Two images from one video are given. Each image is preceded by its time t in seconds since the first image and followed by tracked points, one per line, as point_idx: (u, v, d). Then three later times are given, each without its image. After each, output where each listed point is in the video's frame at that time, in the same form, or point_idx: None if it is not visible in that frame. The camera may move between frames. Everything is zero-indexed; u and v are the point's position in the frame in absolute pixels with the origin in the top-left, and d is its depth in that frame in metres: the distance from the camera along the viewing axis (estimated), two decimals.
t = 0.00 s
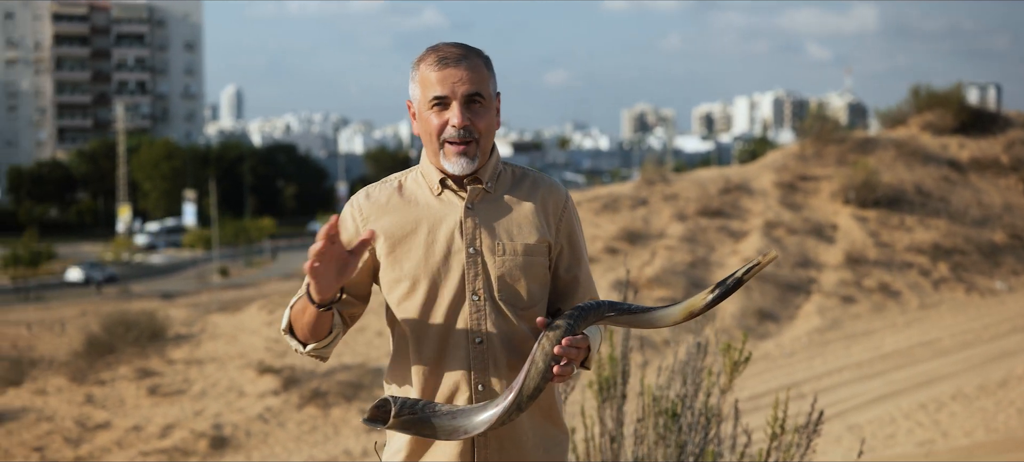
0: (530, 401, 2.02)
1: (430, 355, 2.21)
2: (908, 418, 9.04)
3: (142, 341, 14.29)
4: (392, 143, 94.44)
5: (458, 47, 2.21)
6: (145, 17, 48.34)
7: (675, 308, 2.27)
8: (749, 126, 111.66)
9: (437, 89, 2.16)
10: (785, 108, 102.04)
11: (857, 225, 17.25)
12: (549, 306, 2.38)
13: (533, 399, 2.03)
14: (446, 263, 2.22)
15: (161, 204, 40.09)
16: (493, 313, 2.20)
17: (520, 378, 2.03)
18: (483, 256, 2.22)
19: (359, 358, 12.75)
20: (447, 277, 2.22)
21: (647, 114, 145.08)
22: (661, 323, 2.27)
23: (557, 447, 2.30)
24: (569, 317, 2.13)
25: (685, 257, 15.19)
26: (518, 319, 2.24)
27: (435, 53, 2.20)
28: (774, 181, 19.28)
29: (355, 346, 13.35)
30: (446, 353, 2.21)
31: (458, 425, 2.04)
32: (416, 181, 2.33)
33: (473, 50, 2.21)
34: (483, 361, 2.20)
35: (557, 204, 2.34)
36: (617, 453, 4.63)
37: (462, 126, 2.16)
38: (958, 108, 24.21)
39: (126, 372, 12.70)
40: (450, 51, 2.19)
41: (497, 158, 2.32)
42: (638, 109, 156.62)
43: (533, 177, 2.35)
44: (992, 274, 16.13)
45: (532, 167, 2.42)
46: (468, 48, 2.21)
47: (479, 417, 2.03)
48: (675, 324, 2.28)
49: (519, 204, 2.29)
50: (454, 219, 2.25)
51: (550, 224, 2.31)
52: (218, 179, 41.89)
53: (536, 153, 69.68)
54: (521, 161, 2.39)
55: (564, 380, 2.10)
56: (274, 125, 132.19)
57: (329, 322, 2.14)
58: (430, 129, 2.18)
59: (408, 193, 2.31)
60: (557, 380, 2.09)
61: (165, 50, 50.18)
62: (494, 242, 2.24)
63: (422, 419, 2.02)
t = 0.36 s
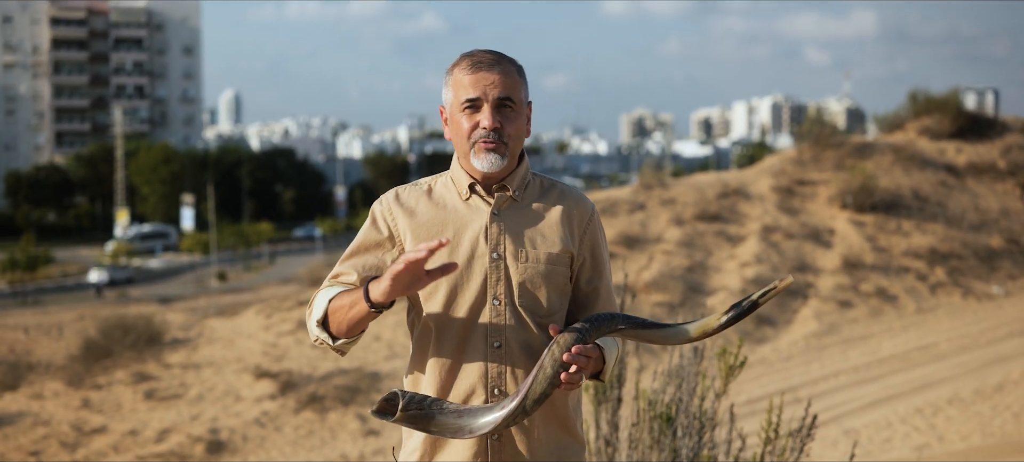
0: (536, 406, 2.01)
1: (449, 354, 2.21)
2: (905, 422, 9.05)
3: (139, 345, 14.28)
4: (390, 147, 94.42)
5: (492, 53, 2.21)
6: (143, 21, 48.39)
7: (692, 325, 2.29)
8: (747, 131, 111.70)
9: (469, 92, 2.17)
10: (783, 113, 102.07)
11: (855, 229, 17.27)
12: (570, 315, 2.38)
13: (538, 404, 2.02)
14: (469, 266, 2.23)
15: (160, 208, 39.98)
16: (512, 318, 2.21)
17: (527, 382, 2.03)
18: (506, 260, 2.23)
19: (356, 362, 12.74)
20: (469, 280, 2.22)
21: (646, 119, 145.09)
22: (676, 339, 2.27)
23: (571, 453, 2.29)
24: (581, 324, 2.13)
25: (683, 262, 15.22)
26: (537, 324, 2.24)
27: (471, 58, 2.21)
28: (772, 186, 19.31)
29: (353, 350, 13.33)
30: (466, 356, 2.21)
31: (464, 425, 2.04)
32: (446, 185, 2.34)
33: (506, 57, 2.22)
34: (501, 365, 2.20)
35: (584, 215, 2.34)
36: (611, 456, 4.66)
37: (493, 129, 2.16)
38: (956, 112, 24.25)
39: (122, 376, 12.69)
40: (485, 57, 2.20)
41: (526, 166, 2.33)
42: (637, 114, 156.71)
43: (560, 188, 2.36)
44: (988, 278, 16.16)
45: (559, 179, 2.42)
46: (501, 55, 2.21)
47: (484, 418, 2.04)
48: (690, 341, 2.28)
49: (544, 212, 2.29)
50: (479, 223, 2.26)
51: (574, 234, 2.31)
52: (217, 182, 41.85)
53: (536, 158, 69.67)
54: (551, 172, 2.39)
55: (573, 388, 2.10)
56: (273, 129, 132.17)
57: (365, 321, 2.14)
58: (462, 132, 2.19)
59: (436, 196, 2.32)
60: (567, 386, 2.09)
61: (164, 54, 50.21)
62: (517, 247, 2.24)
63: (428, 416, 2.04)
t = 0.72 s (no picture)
0: (529, 398, 2.02)
1: (442, 348, 2.22)
2: (897, 421, 9.09)
3: (132, 345, 14.24)
4: (384, 148, 94.32)
5: (488, 49, 2.23)
6: (136, 21, 48.29)
7: (688, 320, 2.29)
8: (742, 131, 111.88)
9: (466, 85, 2.18)
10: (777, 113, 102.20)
11: (847, 230, 17.32)
12: (565, 310, 2.39)
13: (532, 396, 2.03)
14: (465, 259, 2.24)
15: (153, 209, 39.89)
16: (507, 312, 2.23)
17: (520, 375, 2.03)
18: (500, 256, 2.25)
19: (349, 362, 12.74)
20: (464, 274, 2.24)
21: (640, 120, 145.20)
22: (670, 336, 2.27)
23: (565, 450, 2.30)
24: (576, 320, 2.14)
25: (676, 262, 15.25)
26: (531, 318, 2.26)
27: (468, 53, 2.23)
28: (765, 186, 19.36)
29: (346, 351, 13.33)
30: (459, 350, 2.23)
31: (456, 418, 2.05)
32: (442, 182, 2.36)
33: (502, 53, 2.23)
34: (496, 356, 2.21)
35: (578, 213, 2.35)
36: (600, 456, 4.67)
37: (489, 121, 2.17)
38: (948, 113, 24.34)
39: (115, 377, 12.66)
40: (482, 52, 2.22)
41: (522, 162, 2.35)
42: (631, 115, 157.05)
43: (555, 185, 2.38)
44: (980, 278, 16.23)
45: (554, 177, 2.44)
46: (497, 51, 2.23)
47: (476, 412, 2.05)
48: (685, 337, 2.29)
49: (540, 210, 2.31)
50: (474, 218, 2.28)
51: (569, 231, 2.32)
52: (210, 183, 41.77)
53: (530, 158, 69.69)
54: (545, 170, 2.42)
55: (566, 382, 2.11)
56: (267, 129, 132.08)
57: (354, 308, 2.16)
58: (457, 126, 2.21)
59: (433, 193, 2.34)
60: (560, 380, 2.09)
61: (157, 54, 50.12)
62: (512, 243, 2.26)
63: (422, 409, 2.06)
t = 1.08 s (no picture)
0: (509, 392, 2.00)
1: (415, 342, 2.18)
2: (893, 413, 9.11)
3: (128, 339, 14.21)
4: (382, 141, 94.19)
5: (453, 40, 2.17)
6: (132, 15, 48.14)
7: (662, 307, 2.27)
8: (739, 122, 111.81)
9: (430, 79, 2.12)
10: (774, 105, 102.11)
11: (844, 222, 17.32)
12: (536, 301, 2.36)
13: (512, 389, 2.01)
14: (436, 254, 2.20)
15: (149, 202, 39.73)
16: (479, 305, 2.19)
17: (500, 368, 2.01)
18: (472, 250, 2.21)
19: (345, 355, 12.72)
20: (435, 268, 2.20)
21: (637, 112, 145.15)
22: (644, 323, 2.28)
23: (538, 439, 2.29)
24: (554, 309, 2.11)
25: (672, 254, 15.24)
26: (503, 312, 2.23)
27: (431, 45, 2.17)
28: (762, 178, 19.35)
29: (343, 344, 13.31)
30: (432, 343, 2.19)
31: (435, 412, 2.02)
32: (408, 174, 2.31)
33: (467, 43, 2.18)
34: (470, 350, 2.18)
35: (547, 203, 2.33)
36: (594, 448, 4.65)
37: (454, 116, 2.12)
38: (944, 104, 24.33)
39: (112, 370, 12.64)
40: (447, 43, 2.16)
41: (489, 154, 2.30)
42: (628, 107, 156.97)
43: (523, 175, 2.34)
44: (977, 270, 16.24)
45: (522, 167, 2.40)
46: (462, 42, 2.17)
47: (457, 405, 2.02)
48: (662, 323, 2.30)
49: (510, 203, 2.27)
50: (444, 211, 2.23)
51: (538, 222, 2.29)
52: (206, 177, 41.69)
53: (527, 151, 69.61)
54: (513, 160, 2.37)
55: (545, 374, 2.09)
56: (263, 122, 131.97)
57: (322, 291, 2.12)
58: (421, 119, 2.15)
59: (400, 185, 2.28)
60: (538, 372, 2.07)
61: (153, 48, 49.93)
62: (483, 236, 2.22)
63: (401, 404, 2.02)
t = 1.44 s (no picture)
0: (497, 400, 1.98)
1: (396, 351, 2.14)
2: (905, 411, 9.07)
3: (140, 335, 14.29)
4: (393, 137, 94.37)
5: (419, 35, 2.11)
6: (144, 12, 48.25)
7: (638, 307, 2.25)
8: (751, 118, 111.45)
9: (396, 79, 2.07)
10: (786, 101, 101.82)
11: (856, 219, 17.24)
12: (510, 300, 2.34)
13: (500, 398, 1.99)
14: (412, 260, 2.15)
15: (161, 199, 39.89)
16: (457, 309, 2.15)
17: (488, 377, 1.99)
18: (448, 253, 2.16)
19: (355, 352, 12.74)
20: (412, 274, 2.15)
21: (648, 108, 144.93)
22: (624, 321, 2.24)
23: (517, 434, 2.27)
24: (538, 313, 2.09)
25: (683, 251, 15.20)
26: (481, 314, 2.20)
27: (396, 42, 2.11)
28: (773, 175, 19.29)
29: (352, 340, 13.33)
30: (411, 352, 2.14)
31: (422, 424, 1.99)
32: (377, 174, 2.24)
33: (434, 40, 2.12)
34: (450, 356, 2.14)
35: (518, 197, 2.30)
36: (603, 445, 4.64)
37: (423, 118, 2.07)
38: (957, 100, 24.19)
39: (124, 366, 12.70)
40: (413, 41, 2.10)
41: (458, 151, 2.25)
42: (638, 102, 156.88)
43: (494, 170, 2.30)
44: (990, 267, 16.15)
45: (491, 160, 2.36)
46: (429, 37, 2.12)
47: (447, 413, 1.99)
48: (639, 322, 2.25)
49: (484, 203, 2.23)
50: (418, 215, 2.18)
51: (511, 219, 2.27)
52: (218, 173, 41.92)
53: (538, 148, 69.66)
54: (482, 154, 2.32)
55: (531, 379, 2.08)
56: (275, 118, 132.61)
57: (308, 313, 2.07)
58: (389, 121, 2.10)
59: (369, 187, 2.22)
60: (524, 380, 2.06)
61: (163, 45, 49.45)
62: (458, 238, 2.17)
63: (390, 416, 2.00)
